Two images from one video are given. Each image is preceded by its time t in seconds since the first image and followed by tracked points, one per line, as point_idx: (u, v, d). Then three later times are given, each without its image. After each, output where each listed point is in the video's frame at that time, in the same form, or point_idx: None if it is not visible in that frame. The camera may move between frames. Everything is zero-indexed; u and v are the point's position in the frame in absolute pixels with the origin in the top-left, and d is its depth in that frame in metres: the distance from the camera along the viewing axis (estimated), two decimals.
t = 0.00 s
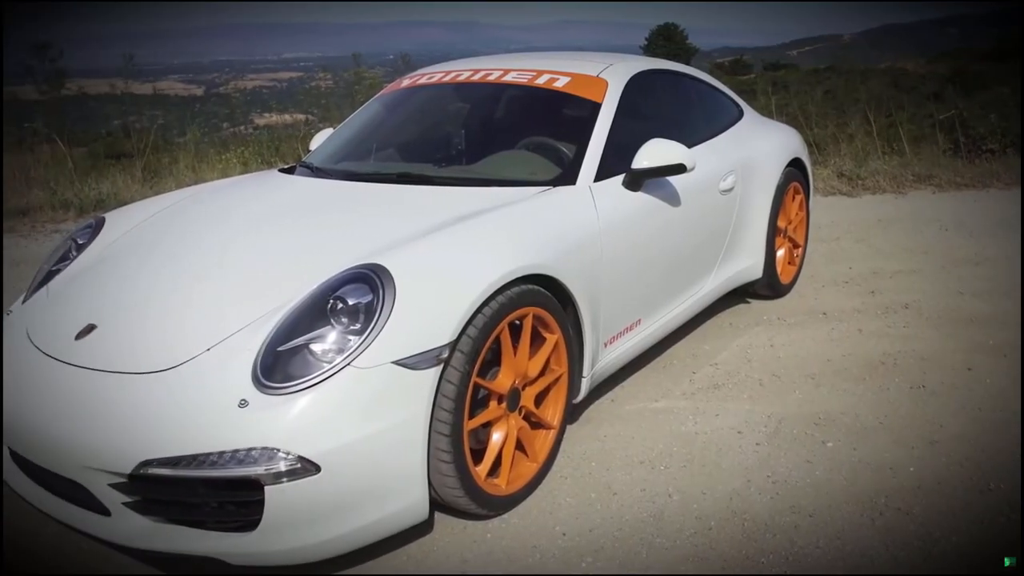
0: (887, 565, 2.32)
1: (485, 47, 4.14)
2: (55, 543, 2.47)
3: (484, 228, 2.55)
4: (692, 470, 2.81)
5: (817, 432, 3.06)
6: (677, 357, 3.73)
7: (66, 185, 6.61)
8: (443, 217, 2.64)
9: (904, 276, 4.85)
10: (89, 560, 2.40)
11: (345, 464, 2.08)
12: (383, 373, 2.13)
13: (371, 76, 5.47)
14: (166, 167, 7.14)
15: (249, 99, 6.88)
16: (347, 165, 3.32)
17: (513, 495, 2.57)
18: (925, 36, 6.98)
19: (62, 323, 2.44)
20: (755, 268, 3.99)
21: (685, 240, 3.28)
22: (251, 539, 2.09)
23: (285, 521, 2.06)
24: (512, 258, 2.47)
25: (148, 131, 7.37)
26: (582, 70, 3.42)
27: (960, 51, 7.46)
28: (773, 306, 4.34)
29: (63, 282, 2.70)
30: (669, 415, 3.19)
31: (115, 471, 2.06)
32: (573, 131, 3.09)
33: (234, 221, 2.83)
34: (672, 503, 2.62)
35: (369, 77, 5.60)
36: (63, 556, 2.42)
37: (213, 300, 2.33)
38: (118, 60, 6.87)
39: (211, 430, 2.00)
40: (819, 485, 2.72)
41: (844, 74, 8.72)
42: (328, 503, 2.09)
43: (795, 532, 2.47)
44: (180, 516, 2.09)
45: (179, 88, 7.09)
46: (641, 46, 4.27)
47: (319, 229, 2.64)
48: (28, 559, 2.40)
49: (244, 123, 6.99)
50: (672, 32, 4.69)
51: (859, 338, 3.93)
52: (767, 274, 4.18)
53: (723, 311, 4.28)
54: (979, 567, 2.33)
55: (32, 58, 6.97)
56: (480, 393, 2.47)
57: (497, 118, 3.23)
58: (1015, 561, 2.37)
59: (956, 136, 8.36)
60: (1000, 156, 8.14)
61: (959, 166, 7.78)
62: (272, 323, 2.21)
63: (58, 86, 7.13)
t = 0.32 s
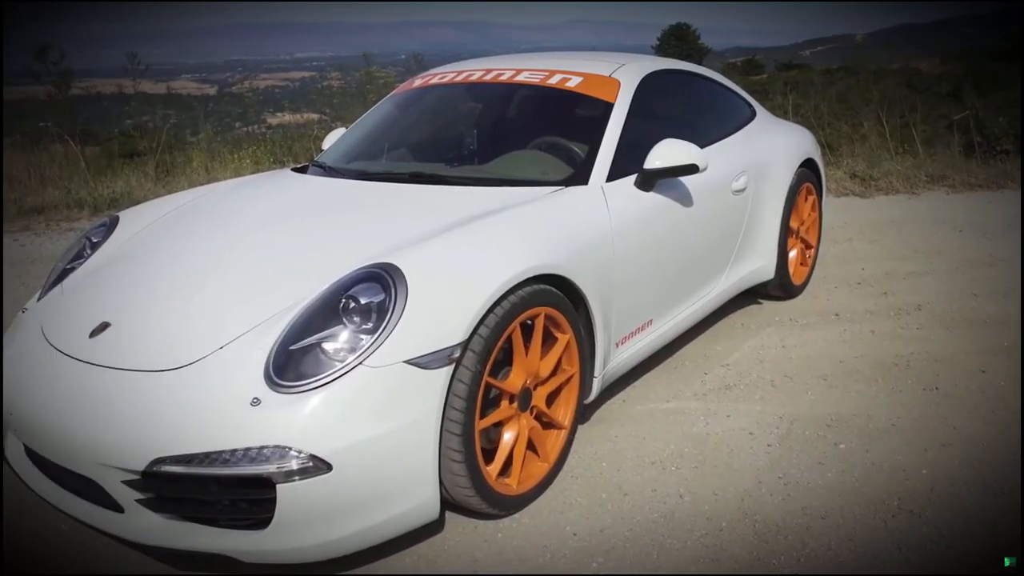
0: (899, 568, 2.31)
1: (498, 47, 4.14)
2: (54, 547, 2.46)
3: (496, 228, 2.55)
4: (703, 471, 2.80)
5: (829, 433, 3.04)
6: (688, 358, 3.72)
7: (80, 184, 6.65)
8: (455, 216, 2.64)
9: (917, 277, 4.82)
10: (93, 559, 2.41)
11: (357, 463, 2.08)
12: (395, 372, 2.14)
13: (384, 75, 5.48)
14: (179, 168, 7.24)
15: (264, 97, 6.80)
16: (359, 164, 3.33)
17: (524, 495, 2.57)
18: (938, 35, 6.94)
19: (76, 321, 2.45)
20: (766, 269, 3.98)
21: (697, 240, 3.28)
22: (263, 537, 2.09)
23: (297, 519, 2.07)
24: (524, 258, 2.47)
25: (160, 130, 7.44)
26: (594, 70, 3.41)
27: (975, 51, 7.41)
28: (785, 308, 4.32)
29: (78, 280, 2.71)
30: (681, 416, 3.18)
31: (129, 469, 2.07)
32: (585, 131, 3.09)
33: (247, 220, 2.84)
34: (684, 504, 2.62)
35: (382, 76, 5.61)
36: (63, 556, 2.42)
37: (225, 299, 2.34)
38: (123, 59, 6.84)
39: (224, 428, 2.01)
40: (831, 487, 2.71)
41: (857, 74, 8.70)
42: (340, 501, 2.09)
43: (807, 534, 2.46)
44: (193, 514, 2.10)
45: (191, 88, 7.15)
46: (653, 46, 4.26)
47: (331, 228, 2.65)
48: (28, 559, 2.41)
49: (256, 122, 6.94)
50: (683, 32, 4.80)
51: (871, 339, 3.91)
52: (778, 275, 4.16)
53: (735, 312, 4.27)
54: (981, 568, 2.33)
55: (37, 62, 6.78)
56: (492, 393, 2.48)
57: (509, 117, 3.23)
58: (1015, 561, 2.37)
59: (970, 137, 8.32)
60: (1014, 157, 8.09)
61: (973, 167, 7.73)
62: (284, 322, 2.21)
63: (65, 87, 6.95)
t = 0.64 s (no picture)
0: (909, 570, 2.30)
1: (510, 47, 4.14)
2: (54, 548, 2.45)
3: (506, 227, 2.55)
4: (713, 472, 2.80)
5: (840, 435, 3.03)
6: (699, 358, 3.71)
7: (93, 183, 6.68)
8: (466, 216, 2.65)
9: (930, 279, 4.80)
10: (98, 558, 2.41)
11: (367, 462, 2.08)
12: (406, 371, 2.14)
13: (395, 75, 5.50)
14: (192, 167, 7.13)
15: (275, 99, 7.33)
16: (371, 164, 3.34)
17: (533, 494, 2.57)
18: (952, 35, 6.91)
19: (89, 319, 2.47)
20: (777, 270, 3.97)
21: (708, 240, 3.27)
22: (273, 535, 2.10)
23: (308, 518, 2.07)
24: (535, 258, 2.47)
25: (172, 130, 7.40)
26: (605, 70, 3.41)
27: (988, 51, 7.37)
28: (796, 309, 4.31)
29: (90, 279, 2.73)
30: (691, 416, 3.18)
31: (141, 466, 2.08)
32: (596, 131, 3.08)
33: (260, 219, 2.85)
34: (693, 505, 2.61)
35: (394, 75, 5.62)
36: (63, 556, 2.42)
37: (236, 298, 2.35)
38: (134, 59, 6.97)
39: (235, 427, 2.02)
40: (842, 489, 2.70)
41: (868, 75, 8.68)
42: (351, 500, 2.09)
43: (817, 536, 2.45)
44: (204, 511, 2.11)
45: (204, 86, 7.21)
46: (665, 46, 4.26)
47: (342, 227, 2.66)
48: (27, 559, 2.42)
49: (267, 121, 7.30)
50: (696, 31, 4.86)
51: (883, 341, 3.89)
52: (790, 276, 4.15)
53: (745, 313, 4.25)
54: (982, 568, 2.33)
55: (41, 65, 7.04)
56: (502, 392, 2.48)
57: (520, 117, 3.24)
58: (1015, 561, 2.38)
59: (984, 138, 8.26)
60: None
61: (986, 168, 7.69)
62: (295, 321, 2.22)
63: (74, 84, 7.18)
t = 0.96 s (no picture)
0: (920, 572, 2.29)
1: (521, 46, 4.14)
2: (54, 546, 2.46)
3: (516, 227, 2.55)
4: (723, 473, 2.79)
5: (851, 437, 3.02)
6: (709, 359, 3.70)
7: (105, 182, 6.71)
8: (477, 216, 2.65)
9: (942, 280, 4.77)
10: (103, 554, 2.42)
11: (377, 461, 2.09)
12: (416, 371, 2.14)
13: (406, 75, 5.52)
14: (202, 166, 7.16)
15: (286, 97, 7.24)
16: (381, 163, 3.35)
17: (543, 494, 2.57)
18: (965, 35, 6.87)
19: (101, 317, 2.48)
20: (788, 271, 3.96)
21: (718, 240, 3.26)
22: (283, 533, 2.10)
23: (318, 516, 2.08)
24: (545, 258, 2.47)
25: (183, 129, 7.41)
26: (616, 70, 3.40)
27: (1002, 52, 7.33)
28: (807, 310, 4.29)
29: (102, 277, 2.74)
30: (701, 417, 3.17)
31: (152, 464, 2.09)
32: (607, 131, 3.08)
33: (270, 218, 2.86)
34: (703, 505, 2.61)
35: (405, 76, 5.64)
36: (68, 555, 2.43)
37: (246, 297, 2.36)
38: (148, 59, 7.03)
39: (246, 425, 2.02)
40: (852, 490, 2.69)
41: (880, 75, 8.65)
42: (361, 500, 2.10)
43: (827, 537, 2.45)
44: (214, 509, 2.12)
45: (215, 86, 7.25)
46: (675, 46, 4.25)
47: (352, 226, 2.66)
48: (29, 558, 2.43)
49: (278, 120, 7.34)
50: (706, 31, 4.87)
51: (894, 342, 3.87)
52: (800, 277, 4.13)
53: (755, 313, 4.24)
54: (982, 567, 2.33)
55: (60, 63, 7.18)
56: (512, 392, 2.48)
57: (531, 117, 3.24)
58: (1015, 561, 2.38)
59: (997, 139, 8.22)
60: None
61: (999, 169, 7.65)
62: (306, 320, 2.23)
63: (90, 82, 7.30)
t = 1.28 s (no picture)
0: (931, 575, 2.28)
1: (533, 46, 4.14)
2: (52, 549, 2.45)
3: (528, 227, 2.55)
4: (734, 474, 2.78)
5: (862, 438, 3.01)
6: (720, 359, 3.69)
7: (119, 181, 6.75)
8: (488, 215, 2.65)
9: (955, 281, 4.75)
10: (107, 555, 2.42)
11: (388, 460, 2.09)
12: (427, 370, 2.15)
13: (417, 75, 5.53)
14: (215, 165, 7.20)
15: (299, 95, 7.19)
16: (393, 162, 3.36)
17: (553, 494, 2.57)
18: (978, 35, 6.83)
19: (115, 315, 2.50)
20: (799, 271, 3.94)
21: (730, 241, 3.25)
22: (294, 532, 2.11)
23: (329, 515, 2.08)
24: (557, 258, 2.47)
25: (195, 130, 7.48)
26: (628, 70, 3.40)
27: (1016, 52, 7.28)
28: (818, 311, 4.27)
29: (116, 276, 2.76)
30: (712, 418, 3.16)
31: (164, 461, 2.10)
32: (618, 131, 3.08)
33: (282, 218, 2.87)
34: (714, 506, 2.60)
35: (415, 76, 5.66)
36: (73, 554, 2.43)
37: (260, 296, 2.37)
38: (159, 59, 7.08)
39: (257, 423, 2.03)
40: (864, 492, 2.68)
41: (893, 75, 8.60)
42: (372, 498, 2.10)
43: (838, 540, 2.44)
44: (226, 507, 2.13)
45: (228, 86, 7.30)
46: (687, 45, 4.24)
47: (365, 226, 2.67)
48: (27, 559, 2.42)
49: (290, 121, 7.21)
50: (717, 31, 4.86)
51: (906, 344, 3.86)
52: (812, 278, 4.12)
53: (766, 314, 4.23)
54: (983, 569, 2.33)
55: (73, 64, 7.22)
56: (523, 391, 2.48)
57: (542, 117, 3.24)
58: (1015, 561, 2.38)
59: (1011, 139, 8.17)
60: None
61: (1013, 170, 7.60)
62: (318, 319, 2.24)
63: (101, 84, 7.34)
